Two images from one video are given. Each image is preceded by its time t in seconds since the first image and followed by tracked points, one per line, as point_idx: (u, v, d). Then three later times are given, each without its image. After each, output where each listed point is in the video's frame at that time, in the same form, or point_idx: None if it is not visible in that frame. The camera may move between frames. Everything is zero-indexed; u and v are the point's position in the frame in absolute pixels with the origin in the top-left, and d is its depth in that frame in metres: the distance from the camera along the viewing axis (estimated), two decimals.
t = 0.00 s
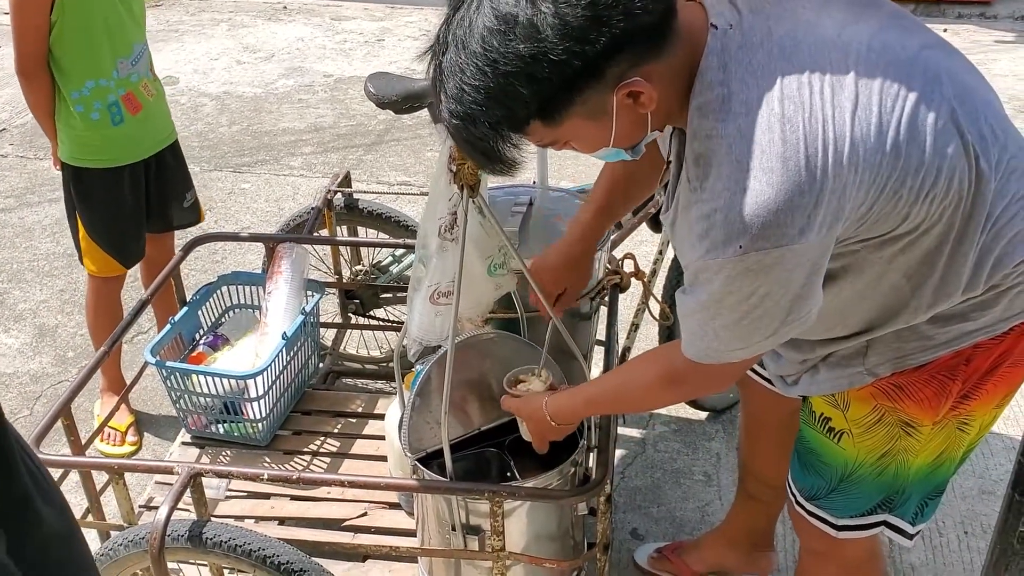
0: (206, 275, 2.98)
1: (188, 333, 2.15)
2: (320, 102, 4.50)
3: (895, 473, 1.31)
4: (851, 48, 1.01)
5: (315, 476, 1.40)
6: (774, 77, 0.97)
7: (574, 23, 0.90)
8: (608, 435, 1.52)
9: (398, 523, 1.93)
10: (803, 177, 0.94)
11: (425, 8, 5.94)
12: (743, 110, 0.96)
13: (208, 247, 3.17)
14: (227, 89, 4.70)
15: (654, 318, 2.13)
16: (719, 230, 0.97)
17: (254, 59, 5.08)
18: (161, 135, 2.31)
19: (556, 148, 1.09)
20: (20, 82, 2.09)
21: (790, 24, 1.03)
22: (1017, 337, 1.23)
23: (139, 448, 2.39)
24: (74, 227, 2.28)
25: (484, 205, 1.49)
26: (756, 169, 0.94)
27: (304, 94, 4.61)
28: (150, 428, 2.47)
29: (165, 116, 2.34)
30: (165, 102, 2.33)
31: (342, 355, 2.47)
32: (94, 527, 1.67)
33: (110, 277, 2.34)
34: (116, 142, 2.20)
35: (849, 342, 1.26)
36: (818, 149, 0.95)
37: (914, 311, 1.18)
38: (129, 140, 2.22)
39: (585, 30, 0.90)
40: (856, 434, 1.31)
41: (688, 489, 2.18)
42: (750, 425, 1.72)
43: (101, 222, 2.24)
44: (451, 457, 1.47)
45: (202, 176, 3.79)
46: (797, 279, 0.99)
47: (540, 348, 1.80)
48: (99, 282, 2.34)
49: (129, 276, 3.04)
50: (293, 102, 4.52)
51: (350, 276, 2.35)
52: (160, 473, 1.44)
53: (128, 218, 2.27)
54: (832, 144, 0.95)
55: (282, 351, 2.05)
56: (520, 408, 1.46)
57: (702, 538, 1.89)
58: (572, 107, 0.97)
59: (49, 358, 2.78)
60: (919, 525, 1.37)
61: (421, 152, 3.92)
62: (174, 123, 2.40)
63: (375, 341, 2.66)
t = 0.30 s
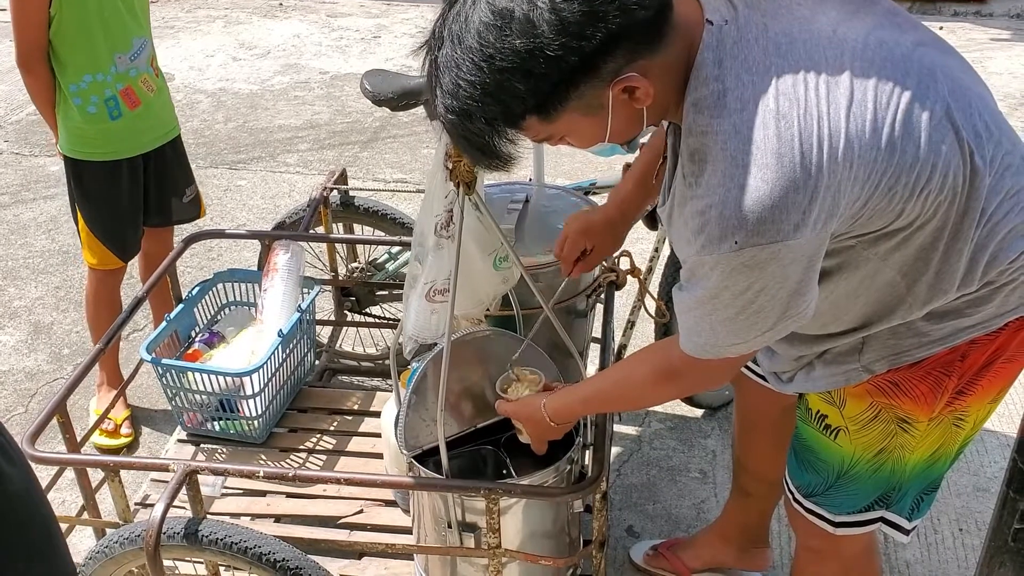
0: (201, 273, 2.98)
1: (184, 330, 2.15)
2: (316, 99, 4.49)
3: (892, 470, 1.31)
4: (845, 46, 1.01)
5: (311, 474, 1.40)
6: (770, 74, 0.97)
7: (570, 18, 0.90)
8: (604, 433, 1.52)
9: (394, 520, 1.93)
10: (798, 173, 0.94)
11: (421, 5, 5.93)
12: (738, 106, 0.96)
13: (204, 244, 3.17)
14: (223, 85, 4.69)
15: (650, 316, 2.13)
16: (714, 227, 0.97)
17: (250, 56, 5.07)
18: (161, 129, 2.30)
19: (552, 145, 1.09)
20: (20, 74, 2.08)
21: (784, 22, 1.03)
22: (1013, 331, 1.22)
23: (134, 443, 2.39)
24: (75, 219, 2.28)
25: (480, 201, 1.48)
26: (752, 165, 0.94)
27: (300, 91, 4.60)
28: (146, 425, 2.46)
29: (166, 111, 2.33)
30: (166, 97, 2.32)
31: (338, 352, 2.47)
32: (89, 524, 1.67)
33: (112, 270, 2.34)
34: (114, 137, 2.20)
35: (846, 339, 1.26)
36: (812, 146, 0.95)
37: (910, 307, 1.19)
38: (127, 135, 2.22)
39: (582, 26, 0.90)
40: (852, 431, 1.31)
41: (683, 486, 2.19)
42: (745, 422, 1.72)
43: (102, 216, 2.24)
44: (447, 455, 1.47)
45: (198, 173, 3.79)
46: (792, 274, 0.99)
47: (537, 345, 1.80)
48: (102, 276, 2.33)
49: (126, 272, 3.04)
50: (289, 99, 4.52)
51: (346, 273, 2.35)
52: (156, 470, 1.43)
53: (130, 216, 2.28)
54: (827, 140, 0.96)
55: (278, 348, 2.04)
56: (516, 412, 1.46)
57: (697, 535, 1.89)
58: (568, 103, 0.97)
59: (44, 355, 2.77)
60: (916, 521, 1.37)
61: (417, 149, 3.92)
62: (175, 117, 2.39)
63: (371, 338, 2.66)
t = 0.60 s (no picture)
0: (197, 271, 2.97)
1: (179, 329, 2.14)
2: (311, 98, 4.48)
3: (890, 469, 1.31)
4: (838, 45, 1.02)
5: (306, 473, 1.40)
6: (762, 73, 0.97)
7: (560, 15, 0.90)
8: (599, 432, 1.51)
9: (390, 519, 1.93)
10: (790, 169, 0.94)
11: (417, 3, 5.92)
12: (731, 105, 0.96)
13: (199, 242, 3.16)
14: (219, 83, 4.68)
15: (646, 315, 2.14)
16: (707, 224, 0.97)
17: (246, 54, 5.06)
18: (157, 127, 2.30)
19: (545, 143, 1.09)
20: (16, 72, 2.07)
21: (776, 22, 1.03)
22: (1011, 330, 1.22)
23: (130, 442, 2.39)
24: (69, 219, 2.27)
25: (476, 201, 1.48)
26: (745, 163, 0.94)
27: (296, 89, 4.59)
28: (141, 423, 2.46)
29: (162, 108, 2.33)
30: (161, 95, 2.33)
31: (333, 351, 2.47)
32: (84, 523, 1.66)
33: (108, 270, 2.33)
34: (111, 135, 2.19)
35: (842, 338, 1.26)
36: (805, 143, 0.95)
37: (905, 305, 1.19)
38: (124, 133, 2.21)
39: (572, 23, 0.90)
40: (851, 430, 1.32)
41: (679, 485, 2.19)
42: (743, 421, 1.72)
43: (99, 216, 2.23)
44: (443, 454, 1.47)
45: (193, 170, 3.78)
46: (789, 272, 0.99)
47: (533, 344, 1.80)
48: (97, 275, 2.32)
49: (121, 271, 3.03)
50: (285, 97, 4.51)
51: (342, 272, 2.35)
52: (151, 469, 1.43)
53: (127, 216, 2.27)
54: (820, 137, 0.96)
55: (274, 347, 2.04)
56: (513, 415, 1.44)
57: (692, 534, 1.90)
58: (560, 100, 0.97)
59: (39, 354, 2.77)
60: (916, 519, 1.38)
61: (413, 148, 3.92)
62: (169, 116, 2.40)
63: (367, 337, 2.66)
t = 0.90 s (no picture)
0: (192, 269, 2.97)
1: (175, 328, 2.14)
2: (308, 96, 4.48)
3: (898, 468, 1.31)
4: (836, 36, 1.03)
5: (302, 472, 1.40)
6: (765, 62, 0.97)
7: None
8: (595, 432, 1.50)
9: (386, 518, 1.93)
10: (801, 149, 0.93)
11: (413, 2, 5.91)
12: (734, 93, 0.96)
13: (195, 241, 3.16)
14: (215, 81, 4.67)
15: (642, 315, 2.15)
16: (724, 209, 0.95)
17: (242, 52, 5.05)
18: (143, 130, 2.30)
19: (538, 131, 1.09)
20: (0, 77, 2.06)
21: (774, 18, 1.03)
22: (1015, 328, 1.23)
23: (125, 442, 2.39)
24: (57, 227, 2.25)
25: (473, 200, 1.47)
26: (756, 142, 0.94)
27: (292, 88, 4.59)
28: (137, 422, 2.46)
29: (146, 112, 2.33)
30: (146, 97, 2.33)
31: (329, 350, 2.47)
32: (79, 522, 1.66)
33: (99, 275, 2.33)
34: (100, 137, 2.19)
35: (851, 338, 1.25)
36: (813, 124, 0.94)
37: (914, 298, 1.18)
38: (112, 136, 2.21)
39: (554, 7, 0.89)
40: (857, 432, 1.31)
41: (674, 485, 2.19)
42: (740, 420, 1.73)
43: (90, 221, 2.23)
44: (440, 454, 1.47)
45: (189, 169, 3.77)
46: (813, 259, 0.96)
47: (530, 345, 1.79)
48: (89, 280, 2.33)
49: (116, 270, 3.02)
50: (281, 95, 4.50)
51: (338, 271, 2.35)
52: (147, 468, 1.43)
53: (118, 220, 2.27)
54: (828, 120, 0.95)
55: (269, 346, 2.04)
56: (537, 429, 1.37)
57: (689, 534, 1.90)
58: (544, 84, 0.97)
59: (34, 352, 2.76)
60: (920, 515, 1.38)
61: (409, 146, 3.92)
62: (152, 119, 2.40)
63: (363, 336, 2.66)
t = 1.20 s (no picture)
0: (188, 266, 2.97)
1: (171, 325, 2.14)
2: (304, 93, 4.47)
3: (911, 463, 1.30)
4: (829, 17, 1.04)
5: (298, 469, 1.39)
6: (768, 40, 0.97)
7: None
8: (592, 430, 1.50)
9: (382, 515, 1.93)
10: (815, 108, 0.92)
11: None
12: (740, 62, 0.96)
13: (191, 238, 3.15)
14: (211, 78, 4.66)
15: (639, 313, 2.15)
16: (739, 176, 0.93)
17: (239, 49, 5.04)
18: (131, 130, 2.30)
19: (529, 119, 1.10)
20: None
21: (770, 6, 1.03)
22: None
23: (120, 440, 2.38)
24: (45, 228, 2.23)
25: (470, 197, 1.46)
26: (764, 105, 0.93)
27: (289, 84, 4.58)
28: (132, 419, 2.46)
29: (132, 112, 2.33)
30: (133, 96, 2.34)
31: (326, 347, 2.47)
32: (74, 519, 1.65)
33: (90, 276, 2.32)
34: (91, 138, 2.18)
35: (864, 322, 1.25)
36: (823, 85, 0.93)
37: (925, 274, 1.16)
38: (102, 135, 2.21)
39: None
40: (869, 432, 1.31)
41: (671, 482, 2.19)
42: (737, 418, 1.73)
43: (80, 222, 2.21)
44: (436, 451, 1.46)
45: (185, 166, 3.77)
46: (840, 223, 0.93)
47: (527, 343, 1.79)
48: (73, 285, 2.32)
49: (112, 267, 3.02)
50: (277, 92, 4.49)
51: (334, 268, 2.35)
52: (143, 465, 1.42)
53: (109, 221, 2.26)
54: (837, 83, 0.94)
55: (265, 343, 2.04)
56: (564, 444, 1.31)
57: (685, 531, 1.90)
58: (533, 67, 0.97)
59: (30, 349, 2.76)
60: (930, 513, 1.37)
61: (406, 143, 3.91)
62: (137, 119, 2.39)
63: (359, 333, 2.66)
